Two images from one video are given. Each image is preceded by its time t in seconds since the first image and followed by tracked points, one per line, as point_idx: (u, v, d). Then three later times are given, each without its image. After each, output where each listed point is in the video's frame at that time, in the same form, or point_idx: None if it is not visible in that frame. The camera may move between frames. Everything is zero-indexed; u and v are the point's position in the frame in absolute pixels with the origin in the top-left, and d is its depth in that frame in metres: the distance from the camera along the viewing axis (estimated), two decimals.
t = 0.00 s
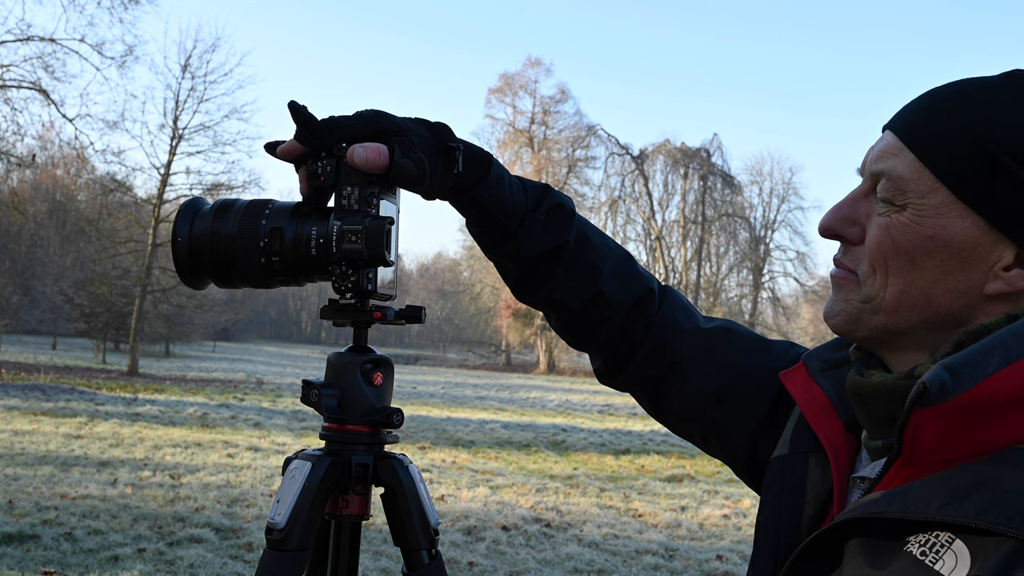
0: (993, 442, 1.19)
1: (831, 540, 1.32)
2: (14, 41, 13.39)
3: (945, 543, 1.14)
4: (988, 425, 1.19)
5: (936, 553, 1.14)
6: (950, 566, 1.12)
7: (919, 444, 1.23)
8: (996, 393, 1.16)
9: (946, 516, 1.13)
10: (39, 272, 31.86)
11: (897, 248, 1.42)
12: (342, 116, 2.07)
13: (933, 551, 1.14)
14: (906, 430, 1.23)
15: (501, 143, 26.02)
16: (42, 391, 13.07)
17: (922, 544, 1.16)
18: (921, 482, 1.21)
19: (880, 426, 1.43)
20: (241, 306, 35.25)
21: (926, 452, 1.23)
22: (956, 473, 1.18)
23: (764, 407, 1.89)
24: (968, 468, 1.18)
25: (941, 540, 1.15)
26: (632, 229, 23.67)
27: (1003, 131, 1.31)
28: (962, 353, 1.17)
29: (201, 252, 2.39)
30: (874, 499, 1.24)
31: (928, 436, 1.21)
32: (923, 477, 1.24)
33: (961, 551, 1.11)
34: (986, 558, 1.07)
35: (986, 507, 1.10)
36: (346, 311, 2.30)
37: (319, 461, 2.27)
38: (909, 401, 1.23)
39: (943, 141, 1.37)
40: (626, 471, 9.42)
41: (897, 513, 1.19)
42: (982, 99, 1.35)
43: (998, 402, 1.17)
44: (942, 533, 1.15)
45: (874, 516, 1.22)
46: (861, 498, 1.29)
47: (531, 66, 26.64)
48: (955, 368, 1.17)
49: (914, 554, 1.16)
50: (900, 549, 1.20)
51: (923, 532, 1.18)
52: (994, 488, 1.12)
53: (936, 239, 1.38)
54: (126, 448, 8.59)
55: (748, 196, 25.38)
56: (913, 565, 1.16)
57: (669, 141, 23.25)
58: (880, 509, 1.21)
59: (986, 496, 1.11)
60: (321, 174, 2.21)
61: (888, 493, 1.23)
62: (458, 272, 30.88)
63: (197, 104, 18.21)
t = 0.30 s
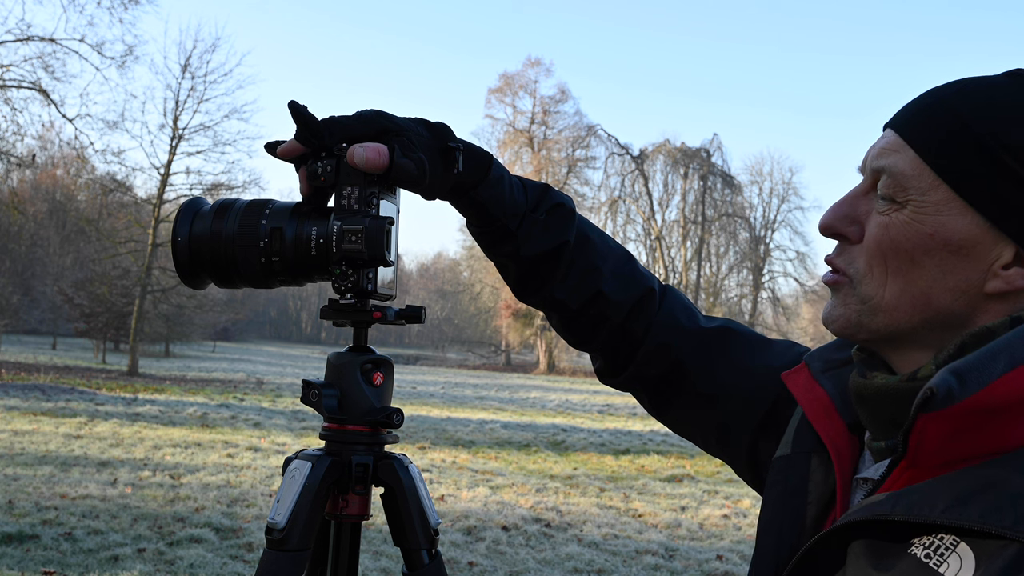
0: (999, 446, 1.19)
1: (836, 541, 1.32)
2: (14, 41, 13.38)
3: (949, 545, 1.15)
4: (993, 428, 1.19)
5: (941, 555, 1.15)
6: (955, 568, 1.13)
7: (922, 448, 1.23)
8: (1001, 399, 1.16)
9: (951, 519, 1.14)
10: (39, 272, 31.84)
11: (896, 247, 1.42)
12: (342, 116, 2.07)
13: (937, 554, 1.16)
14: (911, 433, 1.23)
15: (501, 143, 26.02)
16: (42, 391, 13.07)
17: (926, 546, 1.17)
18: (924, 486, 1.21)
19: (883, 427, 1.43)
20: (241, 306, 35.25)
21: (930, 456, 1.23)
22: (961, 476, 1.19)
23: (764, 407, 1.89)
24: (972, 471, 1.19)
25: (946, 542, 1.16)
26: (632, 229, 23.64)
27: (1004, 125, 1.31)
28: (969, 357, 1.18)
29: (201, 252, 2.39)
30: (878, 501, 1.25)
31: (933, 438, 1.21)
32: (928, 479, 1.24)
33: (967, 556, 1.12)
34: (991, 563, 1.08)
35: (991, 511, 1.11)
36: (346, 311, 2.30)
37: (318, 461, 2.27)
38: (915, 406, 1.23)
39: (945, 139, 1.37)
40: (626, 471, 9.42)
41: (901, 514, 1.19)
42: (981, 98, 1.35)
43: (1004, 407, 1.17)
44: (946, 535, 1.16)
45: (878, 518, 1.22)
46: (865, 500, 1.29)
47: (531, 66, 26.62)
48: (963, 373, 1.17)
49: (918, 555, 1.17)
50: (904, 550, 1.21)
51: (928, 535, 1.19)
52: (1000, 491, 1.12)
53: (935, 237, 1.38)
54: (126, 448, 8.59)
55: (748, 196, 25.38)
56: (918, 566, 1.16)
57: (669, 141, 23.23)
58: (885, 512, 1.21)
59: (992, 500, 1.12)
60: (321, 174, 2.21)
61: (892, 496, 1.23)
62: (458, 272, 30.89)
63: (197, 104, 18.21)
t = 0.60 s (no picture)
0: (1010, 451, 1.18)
1: (843, 548, 1.32)
2: (14, 42, 13.38)
3: (961, 554, 1.15)
4: (1001, 432, 1.18)
5: (953, 563, 1.15)
6: None
7: (931, 451, 1.23)
8: (1011, 403, 1.16)
9: (963, 530, 1.14)
10: (39, 272, 31.84)
11: (893, 246, 1.43)
12: (342, 115, 2.06)
13: (950, 562, 1.15)
14: (920, 440, 1.23)
15: (501, 143, 26.04)
16: (42, 391, 13.07)
17: (936, 554, 1.17)
18: (932, 492, 1.21)
19: (888, 430, 1.42)
20: (241, 306, 35.25)
21: (938, 461, 1.23)
22: (973, 482, 1.19)
23: (763, 406, 1.89)
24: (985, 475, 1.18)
25: (957, 551, 1.15)
26: (632, 229, 23.62)
27: (1000, 119, 1.32)
28: (981, 362, 1.19)
29: (201, 252, 2.39)
30: (887, 509, 1.25)
31: (941, 443, 1.21)
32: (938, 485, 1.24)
33: (979, 565, 1.12)
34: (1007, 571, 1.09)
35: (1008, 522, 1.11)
36: (345, 311, 2.30)
37: (318, 460, 2.27)
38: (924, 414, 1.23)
39: (939, 135, 1.38)
40: (626, 471, 9.42)
41: (913, 526, 1.19)
42: (973, 93, 1.37)
43: (1012, 412, 1.17)
44: (958, 544, 1.16)
45: (890, 528, 1.22)
46: (873, 507, 1.29)
47: (531, 66, 26.61)
48: (973, 378, 1.18)
49: (929, 563, 1.17)
50: (914, 558, 1.21)
51: (939, 543, 1.19)
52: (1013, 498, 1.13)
53: (934, 234, 1.38)
54: (126, 448, 8.59)
55: (748, 196, 25.38)
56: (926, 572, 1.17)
57: (669, 141, 23.21)
58: (896, 522, 1.21)
59: (1006, 508, 1.12)
60: (321, 174, 2.21)
61: (903, 503, 1.23)
62: (458, 272, 30.90)
63: (197, 104, 18.23)
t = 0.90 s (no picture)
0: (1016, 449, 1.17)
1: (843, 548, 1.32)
2: (14, 41, 13.36)
3: (961, 547, 1.12)
4: (1005, 432, 1.17)
5: (952, 556, 1.11)
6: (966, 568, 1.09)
7: (936, 453, 1.22)
8: (1017, 406, 1.16)
9: (966, 524, 1.12)
10: (39, 272, 31.82)
11: (886, 252, 1.43)
12: (342, 115, 2.07)
13: (949, 555, 1.12)
14: (925, 443, 1.23)
15: (501, 143, 26.05)
16: (42, 391, 13.07)
17: (938, 547, 1.14)
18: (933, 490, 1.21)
19: (891, 432, 1.42)
20: (241, 306, 35.24)
21: (940, 462, 1.23)
22: (974, 477, 1.19)
23: (765, 405, 1.89)
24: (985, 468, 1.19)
25: (957, 544, 1.13)
26: (632, 229, 23.61)
27: (975, 117, 1.34)
28: (986, 366, 1.20)
29: (201, 252, 2.39)
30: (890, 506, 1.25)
31: (944, 446, 1.21)
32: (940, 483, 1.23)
33: (980, 555, 1.09)
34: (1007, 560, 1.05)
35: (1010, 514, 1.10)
36: (346, 311, 2.30)
37: (318, 461, 2.27)
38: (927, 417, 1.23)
39: (915, 138, 1.40)
40: (626, 471, 9.42)
41: (914, 519, 1.18)
42: (946, 97, 1.39)
43: (1016, 412, 1.17)
44: (959, 537, 1.13)
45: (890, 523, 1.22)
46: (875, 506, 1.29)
47: (531, 66, 26.60)
48: (978, 383, 1.19)
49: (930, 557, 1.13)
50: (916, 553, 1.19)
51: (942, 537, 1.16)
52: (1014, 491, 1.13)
53: (923, 236, 1.39)
54: (126, 448, 8.59)
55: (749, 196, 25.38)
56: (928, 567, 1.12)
57: (669, 141, 23.20)
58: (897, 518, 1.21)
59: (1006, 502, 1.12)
60: (321, 175, 2.21)
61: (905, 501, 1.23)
62: (458, 271, 30.90)
63: (197, 104, 18.23)
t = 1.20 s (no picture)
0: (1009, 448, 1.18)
1: (839, 551, 1.33)
2: (14, 42, 13.37)
3: (956, 549, 1.15)
4: (1003, 431, 1.18)
5: (948, 559, 1.15)
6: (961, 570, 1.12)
7: (929, 453, 1.22)
8: (1008, 404, 1.15)
9: (960, 527, 1.14)
10: (39, 272, 31.82)
11: (870, 247, 1.45)
12: (343, 115, 2.07)
13: (945, 557, 1.15)
14: (916, 441, 1.23)
15: (501, 143, 26.08)
16: (42, 391, 13.07)
17: (932, 550, 1.17)
18: (927, 491, 1.21)
19: (886, 432, 1.43)
20: (241, 306, 35.23)
21: (935, 462, 1.23)
22: (966, 480, 1.19)
23: (762, 405, 1.90)
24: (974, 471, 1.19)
25: (952, 546, 1.15)
26: (632, 229, 23.62)
27: (962, 120, 1.36)
28: (979, 364, 1.19)
29: (201, 252, 2.39)
30: (885, 507, 1.25)
31: (936, 445, 1.21)
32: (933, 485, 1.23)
33: (974, 558, 1.12)
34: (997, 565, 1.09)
35: (999, 516, 1.11)
36: (345, 311, 2.30)
37: (318, 461, 2.27)
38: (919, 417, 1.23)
39: (906, 137, 1.41)
40: (626, 471, 9.42)
41: (908, 522, 1.20)
42: (936, 99, 1.40)
43: (1009, 411, 1.16)
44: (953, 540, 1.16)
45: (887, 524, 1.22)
46: (869, 505, 1.29)
47: (531, 66, 26.64)
48: (972, 380, 1.18)
49: (925, 559, 1.17)
50: (911, 553, 1.21)
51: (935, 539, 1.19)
52: (1004, 496, 1.13)
53: (907, 232, 1.40)
54: (126, 448, 8.59)
55: (749, 196, 25.40)
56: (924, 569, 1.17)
57: (669, 141, 23.20)
58: (893, 518, 1.22)
59: (997, 505, 1.12)
60: (321, 174, 2.21)
61: (899, 501, 1.24)
62: (458, 271, 30.90)
63: (197, 104, 18.23)
